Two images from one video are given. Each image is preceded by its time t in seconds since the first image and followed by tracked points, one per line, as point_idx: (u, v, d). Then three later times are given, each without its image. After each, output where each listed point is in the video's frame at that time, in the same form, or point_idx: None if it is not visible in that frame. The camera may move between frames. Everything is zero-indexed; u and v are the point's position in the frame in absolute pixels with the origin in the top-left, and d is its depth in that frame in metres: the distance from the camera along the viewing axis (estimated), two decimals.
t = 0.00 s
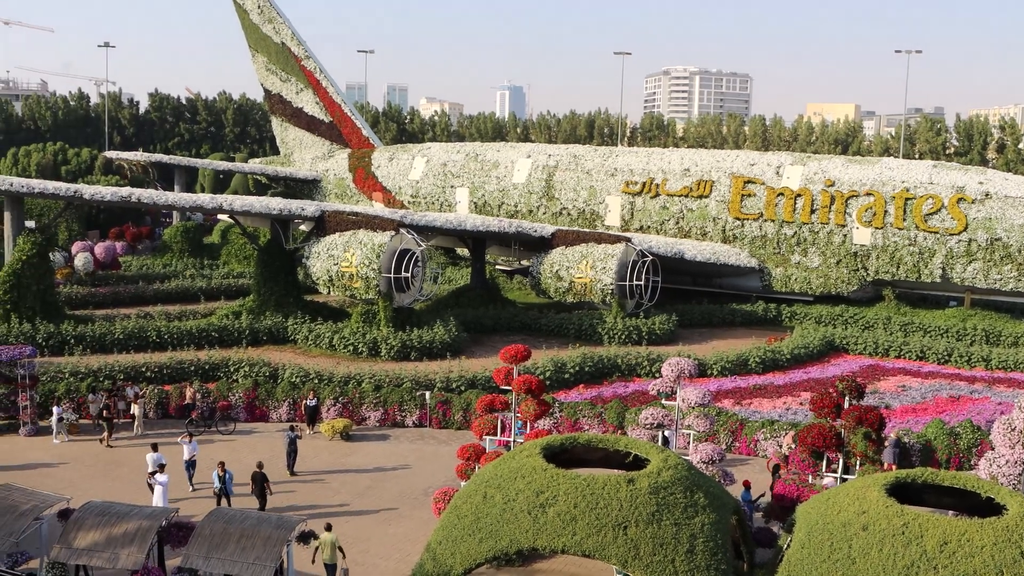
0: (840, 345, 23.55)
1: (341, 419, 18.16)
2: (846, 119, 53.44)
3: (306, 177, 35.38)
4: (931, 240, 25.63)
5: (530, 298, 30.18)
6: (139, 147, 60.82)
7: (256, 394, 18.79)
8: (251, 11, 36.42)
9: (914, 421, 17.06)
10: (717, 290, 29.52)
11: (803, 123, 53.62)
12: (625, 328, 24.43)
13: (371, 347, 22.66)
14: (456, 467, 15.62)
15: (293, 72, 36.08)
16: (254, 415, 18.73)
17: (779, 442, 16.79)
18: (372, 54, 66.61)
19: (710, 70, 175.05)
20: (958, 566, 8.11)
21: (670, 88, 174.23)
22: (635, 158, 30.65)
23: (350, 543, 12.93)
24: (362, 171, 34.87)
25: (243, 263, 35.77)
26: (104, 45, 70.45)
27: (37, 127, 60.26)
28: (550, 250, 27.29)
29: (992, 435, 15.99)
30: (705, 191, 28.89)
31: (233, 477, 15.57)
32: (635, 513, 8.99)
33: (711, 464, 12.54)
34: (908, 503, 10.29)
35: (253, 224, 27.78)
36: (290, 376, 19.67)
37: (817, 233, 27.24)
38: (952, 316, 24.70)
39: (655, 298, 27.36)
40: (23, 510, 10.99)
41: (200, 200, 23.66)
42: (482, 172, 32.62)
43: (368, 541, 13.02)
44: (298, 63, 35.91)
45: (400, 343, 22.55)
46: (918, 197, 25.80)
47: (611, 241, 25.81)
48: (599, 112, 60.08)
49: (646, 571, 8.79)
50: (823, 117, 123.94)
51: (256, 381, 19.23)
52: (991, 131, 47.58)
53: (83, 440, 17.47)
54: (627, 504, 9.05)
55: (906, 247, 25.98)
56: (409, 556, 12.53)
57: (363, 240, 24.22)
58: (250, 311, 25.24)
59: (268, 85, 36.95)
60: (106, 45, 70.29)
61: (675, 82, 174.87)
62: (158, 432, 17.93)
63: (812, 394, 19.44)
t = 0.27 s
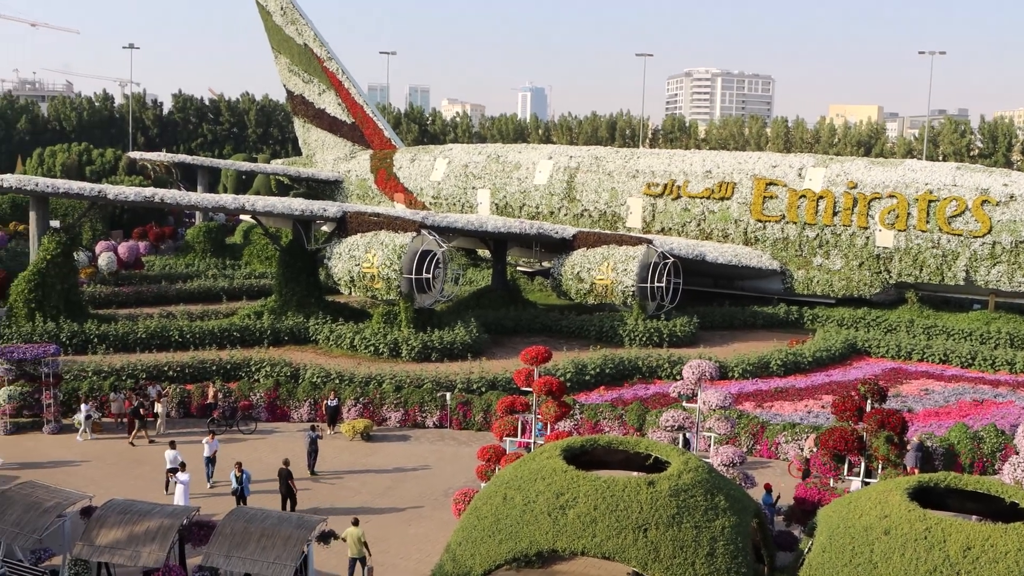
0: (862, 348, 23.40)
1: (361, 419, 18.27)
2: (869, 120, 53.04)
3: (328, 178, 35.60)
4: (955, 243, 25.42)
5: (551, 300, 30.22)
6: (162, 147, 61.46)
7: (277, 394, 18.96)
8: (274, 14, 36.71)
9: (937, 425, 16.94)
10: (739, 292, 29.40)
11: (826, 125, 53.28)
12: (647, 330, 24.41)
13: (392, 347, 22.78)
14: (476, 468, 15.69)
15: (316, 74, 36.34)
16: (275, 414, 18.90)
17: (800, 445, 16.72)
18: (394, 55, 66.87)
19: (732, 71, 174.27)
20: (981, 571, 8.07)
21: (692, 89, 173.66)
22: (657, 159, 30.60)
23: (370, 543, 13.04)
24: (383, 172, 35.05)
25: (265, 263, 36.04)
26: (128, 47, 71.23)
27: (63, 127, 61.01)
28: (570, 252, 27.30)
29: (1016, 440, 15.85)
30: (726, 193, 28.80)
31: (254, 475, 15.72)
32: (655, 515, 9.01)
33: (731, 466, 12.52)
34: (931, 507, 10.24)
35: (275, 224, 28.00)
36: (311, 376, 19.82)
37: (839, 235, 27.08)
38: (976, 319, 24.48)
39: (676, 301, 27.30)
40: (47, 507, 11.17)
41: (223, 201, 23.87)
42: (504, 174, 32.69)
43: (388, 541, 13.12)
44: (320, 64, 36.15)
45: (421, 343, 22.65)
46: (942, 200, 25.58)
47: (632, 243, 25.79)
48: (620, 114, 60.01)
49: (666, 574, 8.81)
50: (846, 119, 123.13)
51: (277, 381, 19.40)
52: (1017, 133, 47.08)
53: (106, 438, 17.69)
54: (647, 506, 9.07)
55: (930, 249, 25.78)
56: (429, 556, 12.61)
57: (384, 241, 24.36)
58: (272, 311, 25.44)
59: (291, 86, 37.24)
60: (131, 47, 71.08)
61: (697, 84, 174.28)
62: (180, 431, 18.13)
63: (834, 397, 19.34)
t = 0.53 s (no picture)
0: (873, 356, 23.31)
1: (371, 425, 18.28)
2: (881, 127, 52.90)
3: (339, 184, 35.72)
4: (967, 250, 25.33)
5: (561, 306, 30.22)
6: (174, 153, 61.81)
7: (286, 399, 19.03)
8: (287, 20, 36.93)
9: (948, 433, 16.86)
10: (749, 299, 29.33)
11: (837, 132, 53.16)
12: (657, 337, 24.39)
13: (402, 353, 22.81)
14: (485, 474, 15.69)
15: (327, 80, 36.51)
16: (284, 420, 18.95)
17: (811, 453, 16.66)
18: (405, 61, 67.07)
19: (743, 78, 174.12)
20: None
21: (703, 96, 173.60)
22: (668, 166, 30.60)
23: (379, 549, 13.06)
24: (394, 178, 35.17)
25: (276, 268, 36.19)
26: (140, 53, 71.64)
27: (76, 133, 61.39)
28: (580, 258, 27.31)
29: None
30: (737, 200, 28.77)
31: (264, 480, 15.78)
32: (664, 522, 9.00)
33: (741, 474, 12.49)
34: (942, 516, 10.19)
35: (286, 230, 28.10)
36: (321, 382, 19.87)
37: (850, 242, 27.02)
38: (987, 328, 24.37)
39: (687, 307, 27.26)
40: (57, 511, 11.23)
41: (234, 206, 23.97)
42: (514, 180, 32.75)
43: (397, 547, 13.14)
44: (332, 70, 36.33)
45: (431, 349, 22.70)
46: (953, 207, 25.50)
47: (643, 249, 25.79)
48: (631, 120, 60.01)
49: None
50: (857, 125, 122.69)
51: (287, 386, 19.46)
52: None
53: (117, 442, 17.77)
54: (657, 514, 9.06)
55: (941, 257, 25.71)
56: (437, 563, 12.62)
57: (395, 247, 24.45)
58: (282, 317, 25.53)
59: (303, 92, 37.44)
60: (144, 53, 71.57)
61: (708, 90, 174.12)
62: (190, 436, 18.20)
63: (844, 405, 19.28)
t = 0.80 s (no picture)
0: (863, 362, 23.33)
1: (361, 430, 18.22)
2: (871, 134, 53.10)
3: (330, 189, 35.62)
4: (957, 257, 25.41)
5: (551, 312, 30.18)
6: (165, 157, 61.61)
7: (277, 404, 18.94)
8: (279, 25, 36.87)
9: (938, 439, 16.89)
10: (740, 305, 29.35)
11: (828, 138, 53.34)
12: (647, 342, 24.36)
13: (392, 358, 22.74)
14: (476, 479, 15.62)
15: (319, 84, 36.44)
16: (274, 425, 18.84)
17: (800, 459, 16.64)
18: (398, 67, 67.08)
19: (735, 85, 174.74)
20: None
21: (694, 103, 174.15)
22: (659, 172, 30.63)
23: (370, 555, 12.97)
24: (386, 183, 35.08)
25: (267, 273, 36.09)
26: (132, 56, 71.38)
27: (66, 137, 61.14)
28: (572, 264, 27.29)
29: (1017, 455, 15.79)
30: (728, 206, 28.82)
31: (254, 485, 15.68)
32: (654, 528, 8.96)
33: (731, 480, 12.46)
34: (931, 522, 10.17)
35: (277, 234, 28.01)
36: (311, 387, 19.77)
37: (841, 248, 27.08)
38: (978, 334, 24.44)
39: (678, 313, 27.27)
40: (45, 516, 11.12)
41: (225, 211, 23.87)
42: (506, 186, 32.73)
43: (387, 553, 13.05)
44: (324, 75, 36.27)
45: (422, 355, 22.63)
46: (944, 214, 25.59)
47: (634, 255, 25.77)
48: (623, 126, 60.11)
49: None
50: (847, 133, 123.30)
51: (277, 391, 19.37)
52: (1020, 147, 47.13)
53: (106, 447, 17.63)
54: (647, 519, 9.02)
55: (931, 263, 25.79)
56: (428, 568, 12.54)
57: (386, 252, 24.38)
58: (273, 321, 25.40)
59: (295, 97, 37.37)
60: (135, 57, 71.37)
61: (700, 97, 174.63)
62: (180, 441, 18.08)
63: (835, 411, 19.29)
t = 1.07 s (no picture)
0: (838, 362, 23.47)
1: (338, 432, 18.08)
2: (846, 136, 53.54)
3: (307, 191, 35.37)
4: (931, 258, 25.65)
5: (528, 313, 30.13)
6: (140, 159, 61.02)
7: (253, 406, 18.75)
8: (255, 26, 36.61)
9: (912, 439, 17.02)
10: (716, 306, 29.48)
11: (803, 140, 53.72)
12: (624, 343, 24.36)
13: (369, 360, 22.60)
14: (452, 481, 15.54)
15: (295, 86, 36.20)
16: (250, 428, 18.65)
17: (776, 459, 16.71)
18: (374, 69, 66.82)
19: (711, 88, 175.74)
20: None
21: (671, 105, 174.98)
22: (636, 174, 30.70)
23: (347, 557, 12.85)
24: (362, 184, 34.89)
25: (243, 275, 35.77)
26: (105, 58, 70.60)
27: (39, 139, 60.39)
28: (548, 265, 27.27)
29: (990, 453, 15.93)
30: (704, 208, 28.93)
31: (229, 488, 15.50)
32: (631, 529, 8.93)
33: (707, 480, 12.47)
34: (905, 521, 10.22)
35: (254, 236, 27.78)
36: (288, 390, 19.57)
37: (816, 250, 27.27)
38: (951, 334, 24.68)
39: (654, 314, 27.32)
40: (19, 521, 10.92)
41: (201, 213, 23.63)
42: (482, 187, 32.65)
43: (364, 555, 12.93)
44: (300, 76, 36.03)
45: (398, 356, 22.49)
46: (918, 215, 25.86)
47: (610, 256, 25.79)
48: (600, 128, 60.22)
49: None
50: (822, 134, 124.32)
51: (253, 394, 19.18)
52: (992, 148, 47.74)
53: (80, 451, 17.35)
54: (624, 520, 9.00)
55: (905, 264, 26.03)
56: (405, 570, 12.44)
57: (362, 254, 24.24)
58: (249, 324, 25.17)
59: (271, 98, 37.10)
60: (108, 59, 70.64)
61: (676, 99, 175.41)
62: (156, 445, 17.83)
63: (810, 411, 19.39)
